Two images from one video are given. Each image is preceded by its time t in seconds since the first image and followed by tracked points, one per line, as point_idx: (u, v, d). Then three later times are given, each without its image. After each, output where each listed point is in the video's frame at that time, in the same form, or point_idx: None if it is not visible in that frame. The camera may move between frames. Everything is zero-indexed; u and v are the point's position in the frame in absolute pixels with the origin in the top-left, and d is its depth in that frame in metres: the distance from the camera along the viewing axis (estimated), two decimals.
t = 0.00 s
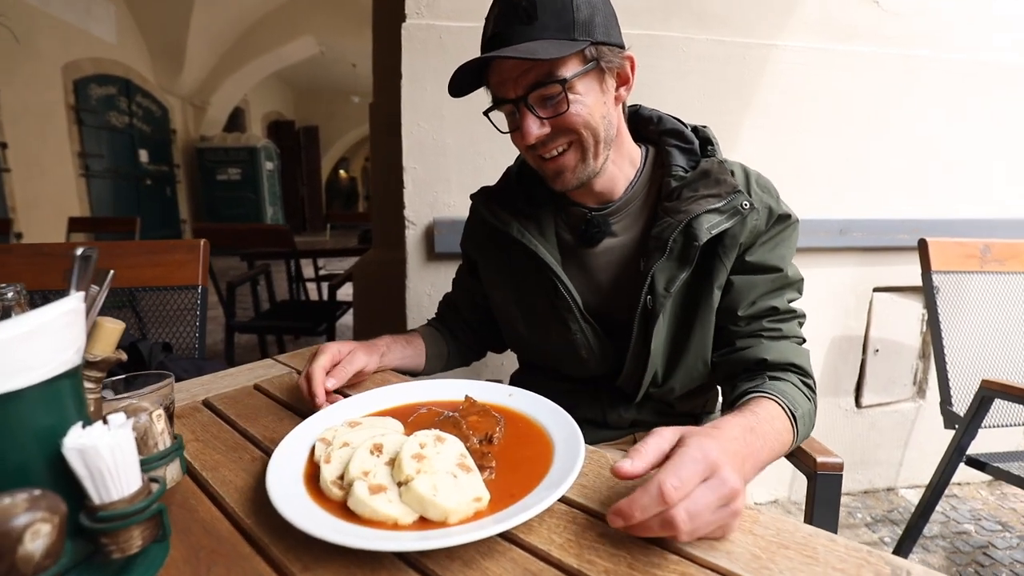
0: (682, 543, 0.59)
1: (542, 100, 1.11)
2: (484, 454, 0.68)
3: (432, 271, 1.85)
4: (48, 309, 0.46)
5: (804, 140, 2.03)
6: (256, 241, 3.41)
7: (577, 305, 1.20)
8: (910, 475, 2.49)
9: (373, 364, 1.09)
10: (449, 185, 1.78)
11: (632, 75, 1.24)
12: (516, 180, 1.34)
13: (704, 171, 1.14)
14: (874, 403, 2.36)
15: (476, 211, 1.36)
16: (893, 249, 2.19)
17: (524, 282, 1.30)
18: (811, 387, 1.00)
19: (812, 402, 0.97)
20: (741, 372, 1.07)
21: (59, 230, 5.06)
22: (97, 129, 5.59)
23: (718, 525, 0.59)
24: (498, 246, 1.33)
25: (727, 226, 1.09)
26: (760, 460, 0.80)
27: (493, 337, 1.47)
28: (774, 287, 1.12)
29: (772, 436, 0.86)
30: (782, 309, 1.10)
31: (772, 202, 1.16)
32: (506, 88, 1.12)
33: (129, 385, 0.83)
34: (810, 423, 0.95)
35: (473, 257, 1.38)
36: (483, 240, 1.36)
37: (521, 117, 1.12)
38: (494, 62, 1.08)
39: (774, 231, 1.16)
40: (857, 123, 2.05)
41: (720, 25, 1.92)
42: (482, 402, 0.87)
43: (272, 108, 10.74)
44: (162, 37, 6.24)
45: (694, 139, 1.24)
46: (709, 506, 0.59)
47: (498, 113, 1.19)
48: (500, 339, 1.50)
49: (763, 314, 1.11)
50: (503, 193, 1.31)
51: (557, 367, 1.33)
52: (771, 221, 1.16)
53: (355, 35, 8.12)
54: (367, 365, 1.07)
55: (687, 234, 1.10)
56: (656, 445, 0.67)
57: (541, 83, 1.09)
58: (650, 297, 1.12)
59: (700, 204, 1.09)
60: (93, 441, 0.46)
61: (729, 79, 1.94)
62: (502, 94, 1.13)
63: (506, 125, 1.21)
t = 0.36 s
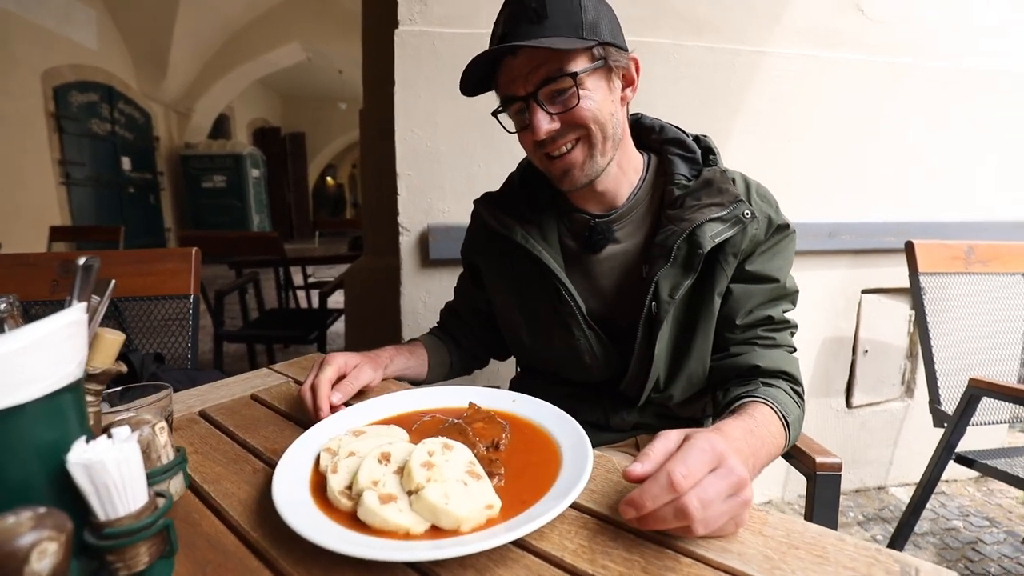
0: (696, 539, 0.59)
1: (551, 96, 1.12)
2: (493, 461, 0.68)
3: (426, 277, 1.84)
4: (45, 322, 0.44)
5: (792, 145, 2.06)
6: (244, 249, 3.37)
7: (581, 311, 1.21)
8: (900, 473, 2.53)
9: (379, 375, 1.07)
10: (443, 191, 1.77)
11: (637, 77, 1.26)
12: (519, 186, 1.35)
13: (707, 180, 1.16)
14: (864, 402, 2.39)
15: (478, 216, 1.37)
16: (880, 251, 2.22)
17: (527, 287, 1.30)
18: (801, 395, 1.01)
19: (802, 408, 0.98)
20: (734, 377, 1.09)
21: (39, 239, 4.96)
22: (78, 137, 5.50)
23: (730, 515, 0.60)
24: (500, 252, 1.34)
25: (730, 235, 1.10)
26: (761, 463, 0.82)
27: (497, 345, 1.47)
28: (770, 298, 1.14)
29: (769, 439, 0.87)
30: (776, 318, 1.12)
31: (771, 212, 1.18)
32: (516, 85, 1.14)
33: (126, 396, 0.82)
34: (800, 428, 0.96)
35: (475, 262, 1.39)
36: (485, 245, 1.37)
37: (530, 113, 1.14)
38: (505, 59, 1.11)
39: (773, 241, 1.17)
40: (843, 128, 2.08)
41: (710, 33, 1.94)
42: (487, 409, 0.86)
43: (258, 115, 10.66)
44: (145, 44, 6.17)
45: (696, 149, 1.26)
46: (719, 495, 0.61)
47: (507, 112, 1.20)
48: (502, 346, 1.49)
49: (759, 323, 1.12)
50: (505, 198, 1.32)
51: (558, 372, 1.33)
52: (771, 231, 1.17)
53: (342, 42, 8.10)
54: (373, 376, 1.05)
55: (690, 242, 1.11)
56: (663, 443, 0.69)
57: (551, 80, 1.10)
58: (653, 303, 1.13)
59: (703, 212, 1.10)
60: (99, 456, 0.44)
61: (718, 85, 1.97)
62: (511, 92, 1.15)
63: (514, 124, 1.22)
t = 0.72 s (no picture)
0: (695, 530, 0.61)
1: (556, 93, 1.13)
2: (496, 461, 0.68)
3: (421, 277, 1.83)
4: (47, 320, 0.42)
5: (784, 148, 2.08)
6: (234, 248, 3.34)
7: (582, 311, 1.21)
8: (888, 473, 2.56)
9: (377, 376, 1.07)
10: (439, 190, 1.77)
11: (641, 78, 1.26)
12: (520, 185, 1.35)
13: (708, 183, 1.17)
14: (853, 403, 2.42)
15: (480, 215, 1.38)
16: (870, 253, 2.25)
17: (527, 287, 1.31)
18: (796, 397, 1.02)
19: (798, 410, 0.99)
20: (731, 378, 1.10)
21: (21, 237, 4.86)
22: (63, 133, 5.41)
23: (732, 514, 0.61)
24: (500, 251, 1.35)
25: (730, 238, 1.11)
26: (758, 462, 0.82)
27: (496, 345, 1.47)
28: (768, 302, 1.15)
29: (768, 441, 0.87)
30: (773, 321, 1.13)
31: (771, 216, 1.19)
32: (521, 81, 1.14)
33: (122, 396, 0.81)
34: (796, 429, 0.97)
35: (475, 261, 1.39)
36: (486, 245, 1.37)
37: (534, 110, 1.15)
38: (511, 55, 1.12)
39: (772, 245, 1.18)
40: (835, 132, 2.11)
41: (705, 36, 1.96)
42: (487, 409, 0.86)
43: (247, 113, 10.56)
44: (133, 40, 6.09)
45: (697, 152, 1.27)
46: (722, 492, 0.61)
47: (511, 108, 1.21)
48: (501, 346, 1.49)
49: (756, 325, 1.13)
50: (505, 197, 1.33)
51: (556, 372, 1.33)
52: (770, 234, 1.18)
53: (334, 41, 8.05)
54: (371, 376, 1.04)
55: (691, 244, 1.12)
56: (666, 443, 0.69)
57: (556, 78, 1.11)
58: (654, 303, 1.14)
59: (704, 215, 1.11)
60: (102, 457, 0.43)
61: (712, 88, 1.98)
62: (516, 88, 1.16)
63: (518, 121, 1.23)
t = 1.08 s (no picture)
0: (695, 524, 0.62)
1: (556, 98, 1.14)
2: (499, 461, 0.68)
3: (418, 278, 1.83)
4: (48, 319, 0.42)
5: (780, 152, 2.11)
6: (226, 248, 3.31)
7: (581, 311, 1.22)
8: (879, 473, 2.59)
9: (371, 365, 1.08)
10: (435, 191, 1.77)
11: (641, 82, 1.27)
12: (519, 186, 1.36)
13: (707, 184, 1.18)
14: (845, 404, 2.45)
15: (478, 216, 1.38)
16: (862, 256, 2.28)
17: (526, 287, 1.31)
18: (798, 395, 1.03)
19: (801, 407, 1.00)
20: (733, 378, 1.10)
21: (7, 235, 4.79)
22: (52, 131, 5.35)
23: (727, 503, 0.62)
24: (498, 252, 1.35)
25: (729, 238, 1.12)
26: (771, 455, 0.83)
27: (494, 346, 1.47)
28: (766, 301, 1.16)
29: (777, 440, 0.88)
30: (773, 320, 1.14)
31: (768, 218, 1.20)
32: (521, 86, 1.15)
33: (119, 396, 0.80)
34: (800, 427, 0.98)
35: (474, 262, 1.39)
36: (485, 245, 1.38)
37: (534, 115, 1.15)
38: (511, 59, 1.12)
39: (770, 246, 1.19)
40: (827, 136, 2.14)
41: (700, 39, 1.97)
42: (488, 408, 0.86)
43: (239, 112, 10.48)
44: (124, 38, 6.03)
45: (696, 153, 1.28)
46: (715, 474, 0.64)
47: (511, 112, 1.21)
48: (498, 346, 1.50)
49: (756, 325, 1.14)
50: (504, 198, 1.34)
51: (555, 373, 1.34)
52: (768, 235, 1.19)
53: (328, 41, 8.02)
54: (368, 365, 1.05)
55: (690, 244, 1.13)
56: (697, 414, 0.72)
57: (556, 83, 1.12)
58: (654, 304, 1.14)
59: (702, 215, 1.12)
60: (107, 455, 0.43)
61: (707, 91, 2.00)
62: (516, 92, 1.16)
63: (517, 125, 1.23)
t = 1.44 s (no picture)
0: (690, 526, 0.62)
1: (543, 96, 1.13)
2: (495, 460, 0.67)
3: (411, 278, 1.82)
4: (37, 318, 0.40)
5: (772, 153, 2.12)
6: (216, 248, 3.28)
7: (575, 311, 1.22)
8: (868, 471, 2.62)
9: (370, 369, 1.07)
10: (428, 191, 1.76)
11: (629, 78, 1.27)
12: (512, 186, 1.36)
13: (698, 184, 1.18)
14: (835, 402, 2.47)
15: (471, 216, 1.38)
16: (852, 256, 2.30)
17: (520, 287, 1.31)
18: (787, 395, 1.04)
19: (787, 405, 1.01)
20: (721, 377, 1.11)
21: None
22: (36, 130, 5.27)
23: (717, 502, 0.62)
24: (490, 252, 1.35)
25: (720, 237, 1.12)
26: (748, 455, 0.83)
27: (488, 347, 1.47)
28: (758, 301, 1.17)
29: (758, 435, 0.89)
30: (763, 321, 1.15)
31: (759, 217, 1.21)
32: (509, 86, 1.15)
33: (108, 399, 0.79)
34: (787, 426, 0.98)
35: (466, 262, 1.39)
36: (479, 245, 1.37)
37: (522, 114, 1.15)
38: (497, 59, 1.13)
39: (761, 245, 1.20)
40: (817, 137, 2.16)
41: (692, 40, 1.98)
42: (483, 409, 0.86)
43: (228, 112, 10.39)
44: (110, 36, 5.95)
45: (687, 152, 1.29)
46: (696, 480, 0.63)
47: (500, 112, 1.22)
48: (493, 346, 1.49)
49: (746, 325, 1.15)
50: (497, 198, 1.33)
51: (549, 373, 1.34)
52: (759, 234, 1.20)
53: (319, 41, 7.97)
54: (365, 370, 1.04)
55: (682, 244, 1.13)
56: (646, 439, 0.71)
57: (543, 81, 1.12)
58: (646, 304, 1.15)
59: (694, 215, 1.13)
60: (98, 458, 0.42)
61: (699, 92, 2.01)
62: (504, 92, 1.17)
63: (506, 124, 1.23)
